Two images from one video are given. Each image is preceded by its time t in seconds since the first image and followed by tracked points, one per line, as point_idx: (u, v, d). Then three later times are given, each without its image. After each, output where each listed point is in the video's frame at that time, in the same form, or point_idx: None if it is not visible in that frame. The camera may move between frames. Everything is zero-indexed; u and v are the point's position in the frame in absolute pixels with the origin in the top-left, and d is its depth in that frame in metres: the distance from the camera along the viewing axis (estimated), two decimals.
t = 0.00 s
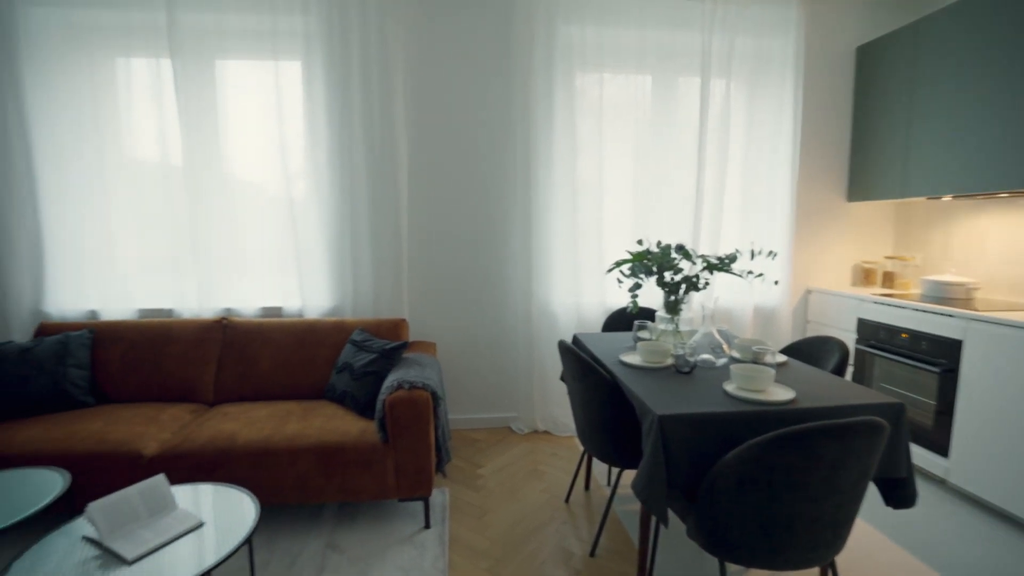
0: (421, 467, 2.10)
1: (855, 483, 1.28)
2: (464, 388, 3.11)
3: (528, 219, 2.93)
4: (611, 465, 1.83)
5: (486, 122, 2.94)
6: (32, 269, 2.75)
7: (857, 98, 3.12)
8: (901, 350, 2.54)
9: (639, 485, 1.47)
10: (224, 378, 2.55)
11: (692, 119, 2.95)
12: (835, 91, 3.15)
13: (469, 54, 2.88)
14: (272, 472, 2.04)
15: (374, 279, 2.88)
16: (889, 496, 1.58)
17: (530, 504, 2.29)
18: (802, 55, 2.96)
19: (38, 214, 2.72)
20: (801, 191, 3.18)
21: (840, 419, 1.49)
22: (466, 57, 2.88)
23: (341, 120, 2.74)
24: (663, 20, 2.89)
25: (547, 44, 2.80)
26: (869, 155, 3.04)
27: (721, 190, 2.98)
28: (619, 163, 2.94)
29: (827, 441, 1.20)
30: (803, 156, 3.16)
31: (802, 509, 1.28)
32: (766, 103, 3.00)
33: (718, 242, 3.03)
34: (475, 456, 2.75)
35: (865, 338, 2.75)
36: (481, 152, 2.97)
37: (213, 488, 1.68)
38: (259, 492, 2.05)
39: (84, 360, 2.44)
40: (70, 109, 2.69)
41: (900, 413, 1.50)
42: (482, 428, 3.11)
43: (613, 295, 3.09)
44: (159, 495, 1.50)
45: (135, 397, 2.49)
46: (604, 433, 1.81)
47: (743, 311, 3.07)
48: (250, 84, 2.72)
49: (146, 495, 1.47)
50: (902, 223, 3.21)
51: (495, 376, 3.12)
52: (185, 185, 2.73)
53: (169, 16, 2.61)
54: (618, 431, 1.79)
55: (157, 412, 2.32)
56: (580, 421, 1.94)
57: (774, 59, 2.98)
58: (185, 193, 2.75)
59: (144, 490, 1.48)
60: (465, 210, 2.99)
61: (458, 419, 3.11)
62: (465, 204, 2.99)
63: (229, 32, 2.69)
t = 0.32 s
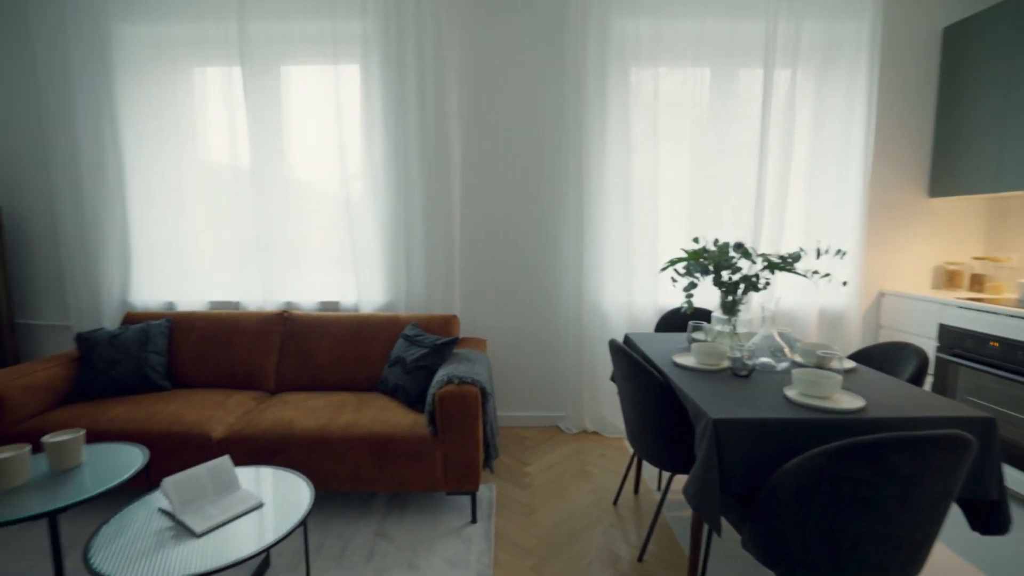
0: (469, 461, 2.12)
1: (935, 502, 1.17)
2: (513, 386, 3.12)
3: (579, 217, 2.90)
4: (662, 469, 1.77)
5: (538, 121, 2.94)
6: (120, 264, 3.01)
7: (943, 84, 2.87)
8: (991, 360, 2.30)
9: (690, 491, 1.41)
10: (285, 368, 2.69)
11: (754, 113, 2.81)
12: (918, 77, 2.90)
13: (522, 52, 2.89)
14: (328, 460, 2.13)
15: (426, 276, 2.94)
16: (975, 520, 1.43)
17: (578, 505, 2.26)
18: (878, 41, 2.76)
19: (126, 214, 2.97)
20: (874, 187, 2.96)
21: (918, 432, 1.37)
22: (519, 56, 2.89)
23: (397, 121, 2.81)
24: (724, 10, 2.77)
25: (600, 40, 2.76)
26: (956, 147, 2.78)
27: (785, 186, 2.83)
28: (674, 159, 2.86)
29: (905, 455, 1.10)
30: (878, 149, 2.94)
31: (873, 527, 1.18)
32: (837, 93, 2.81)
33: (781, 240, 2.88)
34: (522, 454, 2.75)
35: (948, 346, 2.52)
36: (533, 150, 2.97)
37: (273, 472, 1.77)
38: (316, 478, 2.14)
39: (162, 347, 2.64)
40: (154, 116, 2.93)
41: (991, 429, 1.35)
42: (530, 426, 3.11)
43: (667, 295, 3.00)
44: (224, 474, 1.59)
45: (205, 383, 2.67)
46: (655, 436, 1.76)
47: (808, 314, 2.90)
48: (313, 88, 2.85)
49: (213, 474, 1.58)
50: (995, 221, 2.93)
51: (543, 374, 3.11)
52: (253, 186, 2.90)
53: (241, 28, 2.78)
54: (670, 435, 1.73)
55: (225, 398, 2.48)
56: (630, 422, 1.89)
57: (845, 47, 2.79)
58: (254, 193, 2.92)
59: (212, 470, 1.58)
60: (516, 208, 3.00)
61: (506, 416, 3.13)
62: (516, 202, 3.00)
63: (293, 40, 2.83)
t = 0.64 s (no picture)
0: (514, 457, 2.14)
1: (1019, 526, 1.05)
2: (559, 384, 3.11)
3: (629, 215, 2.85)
4: (711, 476, 1.70)
5: (587, 118, 2.91)
6: (194, 260, 3.25)
7: None
8: None
9: (741, 497, 1.36)
10: (339, 360, 2.81)
11: (820, 103, 2.65)
12: (1013, 59, 2.62)
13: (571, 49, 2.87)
14: (376, 449, 2.20)
15: (474, 273, 2.98)
16: None
17: (622, 507, 2.22)
18: (966, 20, 2.52)
19: (200, 214, 3.21)
20: (958, 180, 2.71)
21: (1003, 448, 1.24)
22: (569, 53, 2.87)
23: (448, 121, 2.87)
24: None
25: (653, 33, 2.69)
26: None
27: (853, 181, 2.65)
28: (730, 154, 2.74)
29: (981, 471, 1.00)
30: (964, 139, 2.68)
31: (944, 548, 1.08)
32: (915, 79, 2.59)
33: (848, 239, 2.70)
34: (568, 454, 2.73)
35: None
36: (582, 147, 2.94)
37: (326, 458, 1.85)
38: (366, 466, 2.23)
39: (228, 337, 2.82)
40: (226, 122, 3.14)
41: None
42: (576, 425, 3.09)
43: (721, 296, 2.89)
44: (280, 458, 1.69)
45: (267, 372, 2.83)
46: (704, 441, 1.69)
47: (878, 318, 2.69)
48: (368, 92, 2.96)
49: (269, 457, 1.67)
50: None
51: (591, 374, 3.07)
52: (312, 187, 3.04)
53: (303, 37, 2.93)
54: (720, 440, 1.66)
55: (283, 387, 2.62)
56: (678, 425, 1.83)
57: (926, 28, 2.56)
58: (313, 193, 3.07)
59: (269, 452, 1.67)
60: (564, 206, 2.99)
61: (552, 414, 3.12)
62: (564, 200, 2.98)
63: (351, 46, 2.94)
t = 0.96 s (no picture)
0: (554, 455, 2.14)
1: None
2: (602, 384, 3.07)
3: (677, 213, 2.77)
4: (759, 483, 1.63)
5: (635, 114, 2.86)
6: (255, 257, 3.46)
7: None
8: None
9: (788, 508, 1.29)
10: (387, 354, 2.90)
11: (889, 92, 2.47)
12: None
13: (619, 45, 2.82)
14: (420, 441, 2.26)
15: (519, 272, 3.00)
16: None
17: (664, 512, 2.17)
18: None
19: (261, 213, 3.41)
20: None
21: None
22: (616, 48, 2.83)
23: (494, 121, 2.90)
24: None
25: (705, 25, 2.60)
26: None
27: (926, 176, 2.45)
28: (787, 149, 2.61)
29: None
30: None
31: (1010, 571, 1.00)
32: (1001, 63, 2.36)
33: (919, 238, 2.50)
34: (610, 455, 2.69)
35: None
36: (629, 144, 2.89)
37: (371, 448, 1.92)
38: (409, 457, 2.29)
39: (284, 329, 2.98)
40: (286, 126, 3.32)
41: None
42: (619, 426, 3.04)
43: (774, 297, 2.76)
44: (328, 446, 1.77)
45: (320, 364, 2.97)
46: (751, 447, 1.62)
47: (953, 323, 2.48)
48: (417, 94, 3.03)
49: (318, 443, 1.76)
50: None
51: (635, 375, 3.02)
52: (364, 187, 3.16)
53: (357, 44, 3.05)
54: (769, 447, 1.58)
55: (334, 378, 2.74)
56: (724, 430, 1.77)
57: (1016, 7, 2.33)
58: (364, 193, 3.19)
59: (318, 439, 1.76)
60: (610, 204, 2.95)
61: (595, 414, 3.09)
62: (610, 198, 2.94)
63: (402, 49, 3.03)
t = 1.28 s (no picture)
0: (593, 458, 2.13)
1: None
2: (645, 388, 3.02)
3: (724, 213, 2.69)
4: (807, 496, 1.56)
5: (681, 112, 2.80)
6: (308, 257, 3.63)
7: None
8: None
9: (833, 523, 1.23)
10: (430, 352, 2.98)
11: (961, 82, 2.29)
12: None
13: (665, 42, 2.77)
14: (460, 438, 2.31)
15: (562, 273, 3.00)
16: None
17: (706, 520, 2.11)
18: None
19: (314, 215, 3.57)
20: None
21: None
22: (663, 45, 2.78)
23: (538, 121, 2.91)
24: None
25: (755, 19, 2.51)
26: None
27: (1004, 172, 2.26)
28: (845, 145, 2.47)
29: None
30: None
31: None
32: None
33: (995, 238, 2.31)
34: (652, 460, 2.65)
35: None
36: (675, 143, 2.82)
37: (413, 443, 1.99)
38: (450, 454, 2.34)
39: (334, 327, 3.12)
40: (337, 132, 3.46)
41: None
42: (662, 431, 2.98)
43: (829, 301, 2.62)
44: (372, 440, 1.84)
45: (366, 361, 3.09)
46: (797, 459, 1.55)
47: None
48: (462, 97, 3.09)
49: (362, 437, 1.83)
50: None
51: (678, 379, 2.95)
52: (410, 189, 3.25)
53: (404, 49, 3.14)
54: (818, 459, 1.51)
55: (380, 375, 2.84)
56: (770, 439, 1.70)
57: None
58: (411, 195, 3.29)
59: (362, 433, 1.83)
60: (655, 204, 2.89)
61: (636, 418, 3.05)
62: (655, 198, 2.89)
63: (447, 54, 3.10)
